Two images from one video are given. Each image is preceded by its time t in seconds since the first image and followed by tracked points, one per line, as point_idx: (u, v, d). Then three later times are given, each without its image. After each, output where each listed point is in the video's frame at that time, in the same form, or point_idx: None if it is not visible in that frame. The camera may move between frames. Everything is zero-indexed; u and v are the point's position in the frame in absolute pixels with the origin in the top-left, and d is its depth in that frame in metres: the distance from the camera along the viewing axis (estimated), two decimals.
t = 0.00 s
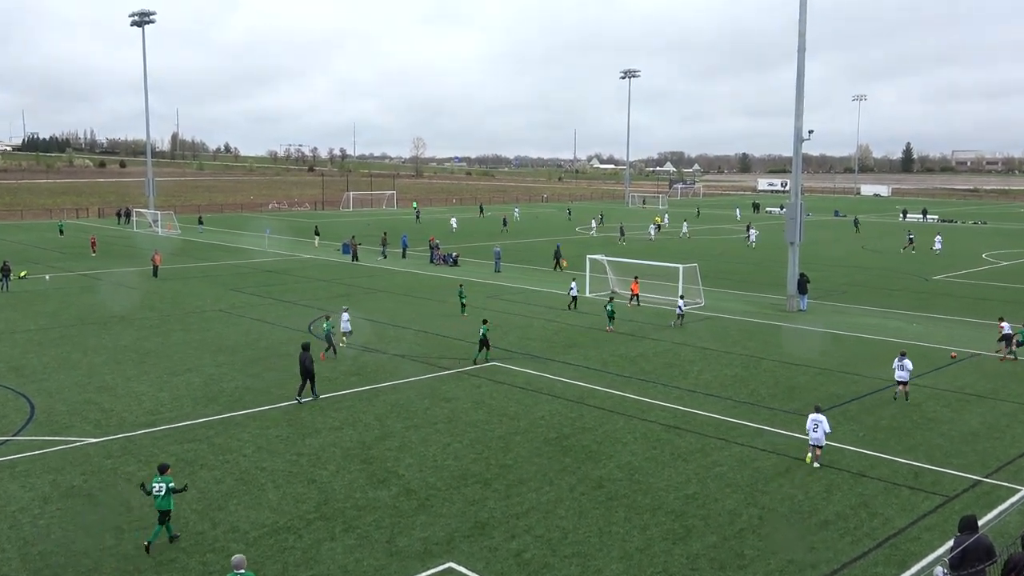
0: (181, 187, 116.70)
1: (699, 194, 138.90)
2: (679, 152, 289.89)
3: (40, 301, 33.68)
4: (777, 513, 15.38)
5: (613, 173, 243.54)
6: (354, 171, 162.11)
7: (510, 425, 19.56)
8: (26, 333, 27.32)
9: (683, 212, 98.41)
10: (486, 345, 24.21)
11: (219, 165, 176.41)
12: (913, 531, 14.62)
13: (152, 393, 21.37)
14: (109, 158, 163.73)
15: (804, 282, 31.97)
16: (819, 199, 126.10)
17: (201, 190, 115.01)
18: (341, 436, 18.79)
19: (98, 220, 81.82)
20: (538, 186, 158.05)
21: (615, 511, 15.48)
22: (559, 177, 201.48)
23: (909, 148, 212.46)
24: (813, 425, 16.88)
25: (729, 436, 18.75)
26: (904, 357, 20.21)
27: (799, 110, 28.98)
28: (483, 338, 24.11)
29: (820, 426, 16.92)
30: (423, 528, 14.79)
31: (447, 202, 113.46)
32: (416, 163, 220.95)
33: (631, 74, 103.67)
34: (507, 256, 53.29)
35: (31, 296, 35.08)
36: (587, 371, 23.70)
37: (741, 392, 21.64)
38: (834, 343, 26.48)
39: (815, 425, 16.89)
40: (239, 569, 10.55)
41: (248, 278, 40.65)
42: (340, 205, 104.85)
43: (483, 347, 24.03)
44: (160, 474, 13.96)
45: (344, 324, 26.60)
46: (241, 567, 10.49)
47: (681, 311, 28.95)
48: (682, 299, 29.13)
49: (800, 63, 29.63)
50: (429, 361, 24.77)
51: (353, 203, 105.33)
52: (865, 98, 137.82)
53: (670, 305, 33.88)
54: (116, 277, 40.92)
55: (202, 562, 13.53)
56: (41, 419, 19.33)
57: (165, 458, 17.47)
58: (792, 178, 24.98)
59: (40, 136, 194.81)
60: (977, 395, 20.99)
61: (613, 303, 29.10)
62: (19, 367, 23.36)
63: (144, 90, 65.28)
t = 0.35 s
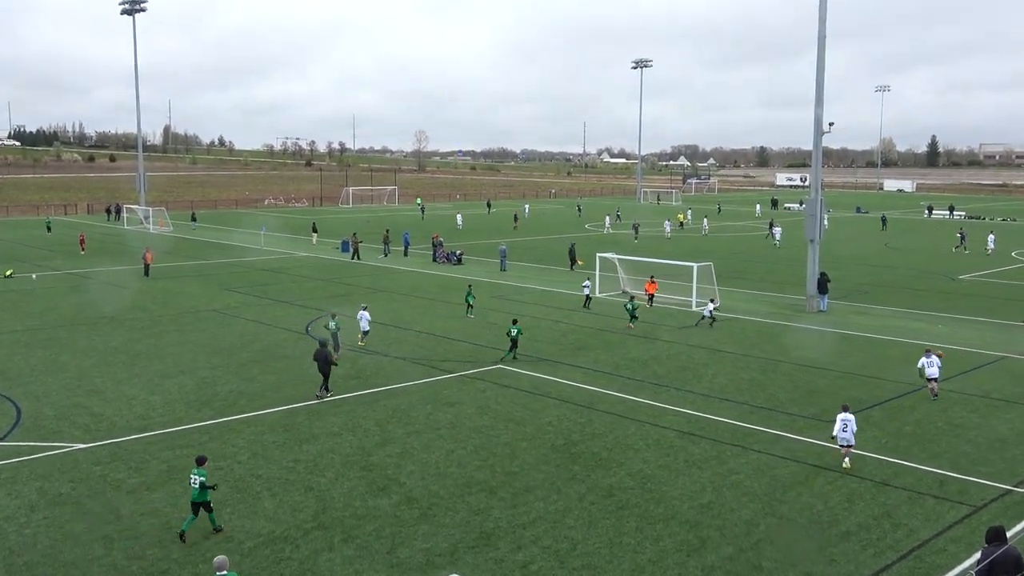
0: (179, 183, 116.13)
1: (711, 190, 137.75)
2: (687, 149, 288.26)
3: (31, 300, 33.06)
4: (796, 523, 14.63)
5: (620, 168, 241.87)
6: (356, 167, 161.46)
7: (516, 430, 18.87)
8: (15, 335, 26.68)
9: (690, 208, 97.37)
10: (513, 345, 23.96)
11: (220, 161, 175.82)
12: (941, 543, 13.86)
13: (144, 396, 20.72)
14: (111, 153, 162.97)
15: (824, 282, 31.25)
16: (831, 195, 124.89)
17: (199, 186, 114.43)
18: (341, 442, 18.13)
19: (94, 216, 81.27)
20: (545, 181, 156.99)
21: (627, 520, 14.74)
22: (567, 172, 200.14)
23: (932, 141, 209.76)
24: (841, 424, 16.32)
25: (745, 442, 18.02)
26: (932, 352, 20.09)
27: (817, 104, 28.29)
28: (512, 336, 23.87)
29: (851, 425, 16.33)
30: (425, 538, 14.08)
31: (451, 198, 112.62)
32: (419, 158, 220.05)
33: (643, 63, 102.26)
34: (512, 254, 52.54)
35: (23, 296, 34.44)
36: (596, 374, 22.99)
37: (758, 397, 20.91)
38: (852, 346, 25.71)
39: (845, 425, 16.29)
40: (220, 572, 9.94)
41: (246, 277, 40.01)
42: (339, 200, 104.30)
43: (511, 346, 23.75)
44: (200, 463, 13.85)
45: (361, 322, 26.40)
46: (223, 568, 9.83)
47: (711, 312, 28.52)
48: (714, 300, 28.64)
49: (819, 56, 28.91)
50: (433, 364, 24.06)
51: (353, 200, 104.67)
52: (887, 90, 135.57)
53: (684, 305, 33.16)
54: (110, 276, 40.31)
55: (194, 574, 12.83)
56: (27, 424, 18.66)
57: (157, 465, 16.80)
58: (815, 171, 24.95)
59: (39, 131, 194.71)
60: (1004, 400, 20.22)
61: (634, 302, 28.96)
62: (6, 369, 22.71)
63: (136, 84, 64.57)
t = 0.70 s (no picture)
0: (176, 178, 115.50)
1: (721, 186, 136.51)
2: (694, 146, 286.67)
3: (21, 299, 32.50)
4: (814, 532, 13.95)
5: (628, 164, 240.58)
6: (360, 162, 160.64)
7: (521, 436, 18.21)
8: (4, 335, 26.11)
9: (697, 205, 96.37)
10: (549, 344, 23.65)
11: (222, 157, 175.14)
12: (967, 554, 13.16)
13: (136, 400, 20.12)
14: (110, 148, 162.04)
15: (845, 283, 30.56)
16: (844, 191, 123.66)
17: (198, 181, 113.78)
18: (342, 448, 17.49)
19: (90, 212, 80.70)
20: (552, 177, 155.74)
21: (636, 530, 14.08)
22: (573, 166, 198.64)
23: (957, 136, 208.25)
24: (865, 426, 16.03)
25: (761, 449, 17.35)
26: (950, 348, 20.38)
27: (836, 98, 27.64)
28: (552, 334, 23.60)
29: (880, 425, 15.99)
30: (426, 548, 13.43)
31: (453, 194, 111.83)
32: (422, 154, 219.01)
33: (654, 53, 101.26)
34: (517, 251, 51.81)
35: (15, 294, 33.85)
36: (604, 378, 22.34)
37: (773, 402, 20.24)
38: (869, 348, 25.01)
39: (870, 427, 15.97)
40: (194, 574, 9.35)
41: (243, 275, 39.41)
42: (339, 195, 103.67)
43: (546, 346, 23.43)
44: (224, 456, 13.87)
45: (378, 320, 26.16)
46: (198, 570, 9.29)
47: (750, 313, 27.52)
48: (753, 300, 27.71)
49: (838, 50, 28.22)
50: (436, 366, 23.43)
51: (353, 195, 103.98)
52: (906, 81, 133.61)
53: (695, 305, 32.50)
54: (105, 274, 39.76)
55: None
56: (13, 428, 18.06)
57: (148, 471, 16.18)
58: (831, 167, 24.58)
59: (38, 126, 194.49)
60: None
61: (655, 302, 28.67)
62: None
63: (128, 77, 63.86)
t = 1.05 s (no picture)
0: (177, 177, 115.31)
1: (724, 185, 136.30)
2: (696, 144, 285.98)
3: (21, 299, 32.46)
4: (816, 533, 13.91)
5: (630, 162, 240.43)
6: (362, 161, 160.32)
7: (523, 436, 18.20)
8: (5, 335, 26.09)
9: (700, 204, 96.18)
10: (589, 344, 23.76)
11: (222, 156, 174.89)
12: (970, 554, 13.13)
13: (136, 399, 20.10)
14: (109, 146, 162.04)
15: (847, 282, 30.55)
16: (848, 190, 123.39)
17: (198, 180, 113.54)
18: (343, 448, 17.48)
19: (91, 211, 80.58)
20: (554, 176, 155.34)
21: (639, 530, 14.05)
22: (574, 165, 198.12)
23: (958, 134, 208.00)
24: (869, 421, 16.08)
25: (762, 449, 17.32)
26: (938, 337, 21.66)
27: (839, 96, 27.59)
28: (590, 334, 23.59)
29: (885, 421, 16.02)
30: (428, 548, 13.42)
31: (455, 193, 111.64)
32: (423, 153, 218.60)
33: (656, 52, 100.97)
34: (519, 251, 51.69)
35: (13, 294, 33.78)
36: (606, 377, 22.31)
37: (775, 401, 20.22)
38: (872, 348, 24.98)
39: (874, 423, 16.01)
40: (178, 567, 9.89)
41: (243, 275, 39.31)
42: (339, 194, 103.45)
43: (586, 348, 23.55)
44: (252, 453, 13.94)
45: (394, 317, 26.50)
46: (181, 564, 9.85)
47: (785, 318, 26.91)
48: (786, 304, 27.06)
49: (841, 47, 28.15)
50: (438, 366, 23.40)
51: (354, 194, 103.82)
52: (911, 79, 133.07)
53: (698, 305, 32.45)
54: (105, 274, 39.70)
55: None
56: (13, 428, 18.04)
57: (150, 471, 16.18)
58: (834, 168, 24.58)
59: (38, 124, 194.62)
60: None
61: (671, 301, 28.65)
62: None
63: (128, 75, 63.73)
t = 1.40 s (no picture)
0: (178, 177, 115.28)
1: (726, 184, 136.16)
2: (698, 144, 285.08)
3: (22, 299, 32.47)
4: (817, 532, 13.90)
5: (631, 162, 240.27)
6: (363, 160, 160.14)
7: (523, 436, 18.19)
8: (6, 335, 26.12)
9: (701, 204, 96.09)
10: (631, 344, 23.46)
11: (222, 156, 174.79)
12: (970, 553, 13.12)
13: (138, 400, 20.11)
14: (110, 146, 161.93)
15: (848, 281, 30.53)
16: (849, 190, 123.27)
17: (199, 180, 113.48)
18: (344, 448, 17.47)
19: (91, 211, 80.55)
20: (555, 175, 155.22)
21: (640, 530, 14.04)
22: (576, 164, 197.93)
23: (960, 134, 207.86)
24: (875, 421, 16.03)
25: (763, 448, 17.32)
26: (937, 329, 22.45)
27: (840, 94, 27.60)
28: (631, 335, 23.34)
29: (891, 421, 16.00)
30: (428, 548, 13.42)
31: (456, 192, 111.55)
32: (424, 152, 218.40)
33: (658, 51, 100.89)
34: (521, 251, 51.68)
35: (14, 294, 33.79)
36: (607, 377, 22.30)
37: (777, 401, 20.21)
38: (873, 348, 24.94)
39: (881, 422, 15.98)
40: (156, 563, 10.20)
41: (243, 276, 39.26)
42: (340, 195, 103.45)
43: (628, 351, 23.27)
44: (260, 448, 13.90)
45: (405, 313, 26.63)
46: (159, 560, 10.14)
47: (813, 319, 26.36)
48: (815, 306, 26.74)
49: (842, 46, 28.16)
50: (438, 366, 23.38)
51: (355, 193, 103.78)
52: (914, 78, 132.75)
53: (699, 305, 32.44)
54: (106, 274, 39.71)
55: None
56: (15, 428, 18.04)
57: (151, 470, 16.19)
58: (834, 167, 24.57)
59: (40, 124, 194.73)
60: None
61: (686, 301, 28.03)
62: None
63: (128, 75, 63.70)
